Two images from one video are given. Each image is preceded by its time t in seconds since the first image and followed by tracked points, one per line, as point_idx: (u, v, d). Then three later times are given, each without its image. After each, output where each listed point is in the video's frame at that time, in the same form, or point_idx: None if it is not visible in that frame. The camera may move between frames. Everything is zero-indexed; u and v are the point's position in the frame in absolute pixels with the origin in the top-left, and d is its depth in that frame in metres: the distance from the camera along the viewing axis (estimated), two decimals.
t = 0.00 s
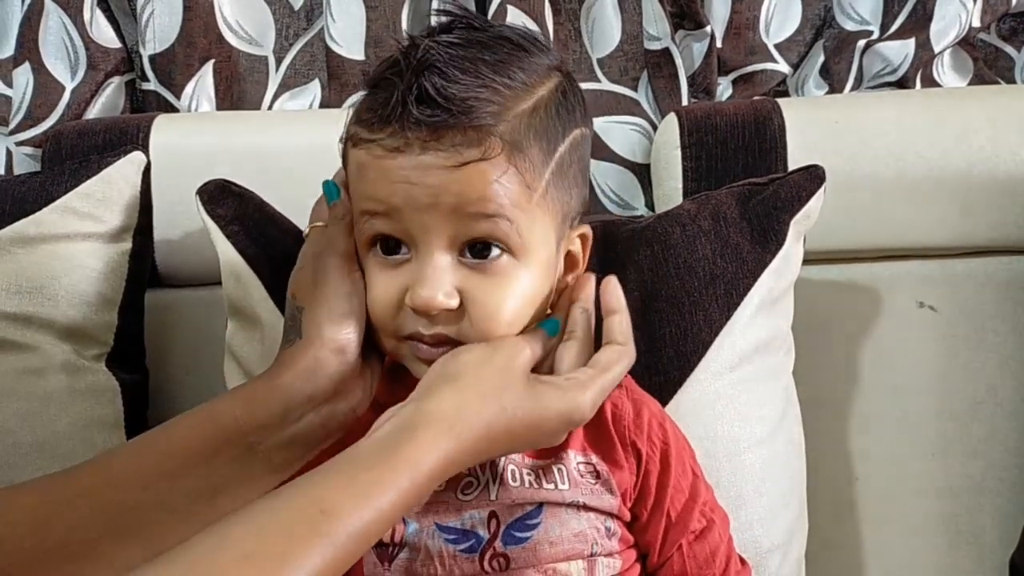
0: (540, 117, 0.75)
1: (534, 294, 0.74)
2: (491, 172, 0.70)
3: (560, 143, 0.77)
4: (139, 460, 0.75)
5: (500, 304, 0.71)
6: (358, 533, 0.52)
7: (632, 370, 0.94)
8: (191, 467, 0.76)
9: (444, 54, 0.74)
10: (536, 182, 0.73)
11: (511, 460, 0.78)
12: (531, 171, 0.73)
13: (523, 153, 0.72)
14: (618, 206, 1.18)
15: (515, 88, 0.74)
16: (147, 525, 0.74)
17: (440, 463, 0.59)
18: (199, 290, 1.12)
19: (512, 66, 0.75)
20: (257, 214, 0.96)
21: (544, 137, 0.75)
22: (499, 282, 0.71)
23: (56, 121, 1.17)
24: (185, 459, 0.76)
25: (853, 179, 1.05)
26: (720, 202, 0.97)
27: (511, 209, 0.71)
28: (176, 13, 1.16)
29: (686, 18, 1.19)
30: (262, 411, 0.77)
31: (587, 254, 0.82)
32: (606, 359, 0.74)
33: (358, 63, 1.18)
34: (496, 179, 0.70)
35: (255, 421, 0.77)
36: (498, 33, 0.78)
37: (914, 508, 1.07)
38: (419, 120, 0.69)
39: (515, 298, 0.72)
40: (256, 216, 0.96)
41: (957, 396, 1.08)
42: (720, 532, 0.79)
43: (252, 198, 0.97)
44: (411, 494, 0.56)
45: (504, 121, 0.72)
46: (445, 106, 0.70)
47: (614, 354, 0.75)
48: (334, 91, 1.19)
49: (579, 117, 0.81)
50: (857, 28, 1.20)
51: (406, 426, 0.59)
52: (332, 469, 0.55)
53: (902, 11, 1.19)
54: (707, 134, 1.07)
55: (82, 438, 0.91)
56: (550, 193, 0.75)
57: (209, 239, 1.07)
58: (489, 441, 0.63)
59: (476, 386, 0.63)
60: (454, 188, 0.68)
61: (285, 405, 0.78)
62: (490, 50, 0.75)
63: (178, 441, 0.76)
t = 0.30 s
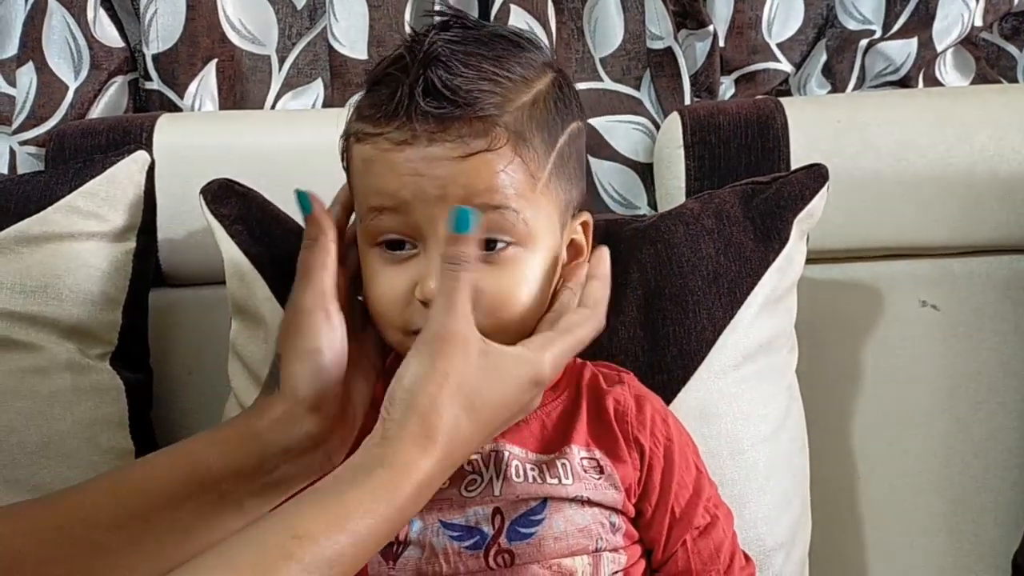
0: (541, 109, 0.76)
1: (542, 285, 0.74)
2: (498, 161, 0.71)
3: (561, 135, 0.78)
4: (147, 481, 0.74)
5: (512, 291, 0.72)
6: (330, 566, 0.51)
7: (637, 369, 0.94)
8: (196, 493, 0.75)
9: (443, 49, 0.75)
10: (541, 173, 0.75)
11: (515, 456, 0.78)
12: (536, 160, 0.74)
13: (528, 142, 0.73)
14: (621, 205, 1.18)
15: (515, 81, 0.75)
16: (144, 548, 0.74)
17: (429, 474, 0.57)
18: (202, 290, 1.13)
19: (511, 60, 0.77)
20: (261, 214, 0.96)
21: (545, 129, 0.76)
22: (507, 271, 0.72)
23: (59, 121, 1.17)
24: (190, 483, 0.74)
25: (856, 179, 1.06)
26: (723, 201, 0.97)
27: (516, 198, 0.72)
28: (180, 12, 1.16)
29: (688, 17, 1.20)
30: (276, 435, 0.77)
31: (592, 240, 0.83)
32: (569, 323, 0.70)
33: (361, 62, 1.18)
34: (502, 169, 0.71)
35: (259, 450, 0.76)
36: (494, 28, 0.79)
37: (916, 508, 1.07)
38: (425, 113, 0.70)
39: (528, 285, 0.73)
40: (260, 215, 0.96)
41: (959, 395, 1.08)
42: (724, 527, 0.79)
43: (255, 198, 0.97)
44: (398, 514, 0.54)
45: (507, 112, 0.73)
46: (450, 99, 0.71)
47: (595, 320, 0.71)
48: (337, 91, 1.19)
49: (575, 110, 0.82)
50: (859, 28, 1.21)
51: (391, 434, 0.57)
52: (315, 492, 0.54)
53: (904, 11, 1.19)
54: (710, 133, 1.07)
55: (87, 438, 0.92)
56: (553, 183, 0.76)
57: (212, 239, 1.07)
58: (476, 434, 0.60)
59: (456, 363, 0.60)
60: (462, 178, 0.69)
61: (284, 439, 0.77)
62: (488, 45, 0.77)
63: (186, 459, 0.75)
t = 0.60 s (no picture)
0: (550, 126, 0.75)
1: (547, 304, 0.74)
2: (505, 191, 0.70)
3: (568, 150, 0.77)
4: (159, 491, 0.75)
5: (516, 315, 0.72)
6: None
7: (639, 369, 0.94)
8: (211, 501, 0.76)
9: (453, 61, 0.72)
10: (547, 196, 0.74)
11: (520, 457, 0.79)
12: (542, 186, 0.73)
13: (535, 168, 0.72)
14: (622, 205, 1.18)
15: (525, 99, 0.73)
16: (159, 553, 0.76)
17: (454, 497, 0.59)
18: (205, 290, 1.13)
19: (521, 72, 0.74)
20: (263, 214, 0.95)
21: (553, 149, 0.75)
22: (511, 293, 0.72)
23: (62, 121, 1.17)
24: (204, 492, 0.76)
25: (857, 178, 1.06)
26: (725, 201, 0.98)
27: (523, 223, 0.71)
28: (182, 13, 1.16)
29: (690, 17, 1.20)
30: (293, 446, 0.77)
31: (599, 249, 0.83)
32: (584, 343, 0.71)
33: (363, 63, 1.18)
34: (507, 198, 0.70)
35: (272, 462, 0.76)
36: (505, 34, 0.76)
37: (917, 508, 1.07)
38: (433, 138, 0.68)
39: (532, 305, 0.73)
40: (263, 215, 0.95)
41: (960, 395, 1.08)
42: (728, 528, 0.79)
43: (258, 198, 0.96)
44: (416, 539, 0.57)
45: (516, 136, 0.71)
46: (457, 123, 0.69)
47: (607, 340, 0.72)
48: (339, 91, 1.20)
49: (586, 118, 0.81)
50: (860, 28, 1.21)
51: (416, 457, 0.60)
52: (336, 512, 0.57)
53: (905, 11, 1.19)
54: (712, 133, 1.08)
55: (91, 437, 0.92)
56: (559, 203, 0.75)
57: (215, 239, 1.07)
58: (499, 460, 0.63)
59: (478, 386, 0.63)
60: (468, 208, 0.68)
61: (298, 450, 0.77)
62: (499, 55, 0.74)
63: (192, 470, 0.76)
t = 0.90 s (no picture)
0: (547, 137, 0.74)
1: (545, 316, 0.75)
2: (499, 208, 0.69)
3: (567, 159, 0.76)
4: (150, 498, 0.76)
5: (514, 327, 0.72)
6: None
7: (639, 369, 0.94)
8: (205, 510, 0.77)
9: (448, 71, 0.71)
10: (544, 209, 0.73)
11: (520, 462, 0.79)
12: (538, 201, 0.72)
13: (530, 183, 0.72)
14: (623, 204, 1.18)
15: (521, 110, 0.72)
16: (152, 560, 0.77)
17: (467, 531, 0.62)
18: (204, 290, 1.12)
19: (518, 80, 0.73)
20: (263, 214, 0.96)
21: (550, 158, 0.74)
22: (506, 304, 0.72)
23: (61, 121, 1.17)
24: (195, 501, 0.77)
25: (857, 178, 1.06)
26: (725, 201, 0.97)
27: (518, 238, 0.70)
28: (182, 13, 1.16)
29: (690, 16, 1.20)
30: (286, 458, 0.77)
31: (600, 253, 0.82)
32: (591, 369, 0.74)
33: (363, 62, 1.18)
34: (501, 215, 0.69)
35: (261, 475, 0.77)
36: (502, 38, 0.75)
37: (917, 508, 1.08)
38: (426, 155, 0.67)
39: (527, 319, 0.73)
40: (262, 215, 0.95)
41: (960, 396, 1.08)
42: (729, 531, 0.80)
43: (258, 197, 0.96)
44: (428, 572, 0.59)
45: (511, 151, 0.71)
46: (452, 139, 0.68)
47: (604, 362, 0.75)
48: (339, 91, 1.20)
49: (587, 122, 0.80)
50: (860, 28, 1.21)
51: (428, 493, 0.62)
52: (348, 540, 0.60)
53: (905, 11, 1.19)
54: (712, 133, 1.08)
55: (90, 437, 0.92)
56: (557, 213, 0.75)
57: (215, 239, 1.07)
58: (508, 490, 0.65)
59: (490, 423, 0.65)
60: (460, 227, 0.68)
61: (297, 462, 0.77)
62: (496, 63, 0.73)
63: (183, 478, 0.77)
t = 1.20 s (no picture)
0: (543, 139, 0.73)
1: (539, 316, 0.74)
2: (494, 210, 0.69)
3: (562, 161, 0.76)
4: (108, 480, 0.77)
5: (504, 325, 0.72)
6: None
7: (637, 369, 0.93)
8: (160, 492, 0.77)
9: (443, 71, 0.70)
10: (539, 210, 0.73)
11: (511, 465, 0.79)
12: (533, 204, 0.72)
13: (526, 185, 0.71)
14: (622, 204, 1.18)
15: (517, 112, 0.72)
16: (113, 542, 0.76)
17: (482, 557, 0.65)
18: (202, 288, 1.12)
19: (513, 82, 0.73)
20: (261, 213, 0.95)
21: (545, 161, 0.73)
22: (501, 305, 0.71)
23: (59, 119, 1.16)
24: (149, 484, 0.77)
25: (857, 178, 1.05)
26: (725, 201, 0.97)
27: (514, 239, 0.70)
28: (180, 11, 1.15)
29: (690, 15, 1.20)
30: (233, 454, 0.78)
31: (592, 254, 0.81)
32: (578, 374, 0.75)
33: (362, 60, 1.18)
34: (497, 217, 0.69)
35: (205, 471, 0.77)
36: (497, 39, 0.74)
37: (916, 509, 1.07)
38: (423, 156, 0.67)
39: (520, 318, 0.73)
40: (260, 214, 0.95)
41: (960, 396, 1.08)
42: (725, 529, 0.80)
43: (256, 197, 0.96)
44: None
45: (507, 153, 0.70)
46: (448, 141, 0.67)
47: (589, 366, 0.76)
48: (338, 89, 1.19)
49: (581, 125, 0.80)
50: (861, 26, 1.20)
51: (443, 525, 0.65)
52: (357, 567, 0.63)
53: (906, 9, 1.19)
54: (712, 131, 1.07)
55: (88, 437, 0.92)
56: (552, 214, 0.74)
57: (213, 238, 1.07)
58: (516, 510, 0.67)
59: (500, 448, 0.67)
60: (456, 230, 0.67)
61: (243, 454, 0.78)
62: (491, 64, 0.72)
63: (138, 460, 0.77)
